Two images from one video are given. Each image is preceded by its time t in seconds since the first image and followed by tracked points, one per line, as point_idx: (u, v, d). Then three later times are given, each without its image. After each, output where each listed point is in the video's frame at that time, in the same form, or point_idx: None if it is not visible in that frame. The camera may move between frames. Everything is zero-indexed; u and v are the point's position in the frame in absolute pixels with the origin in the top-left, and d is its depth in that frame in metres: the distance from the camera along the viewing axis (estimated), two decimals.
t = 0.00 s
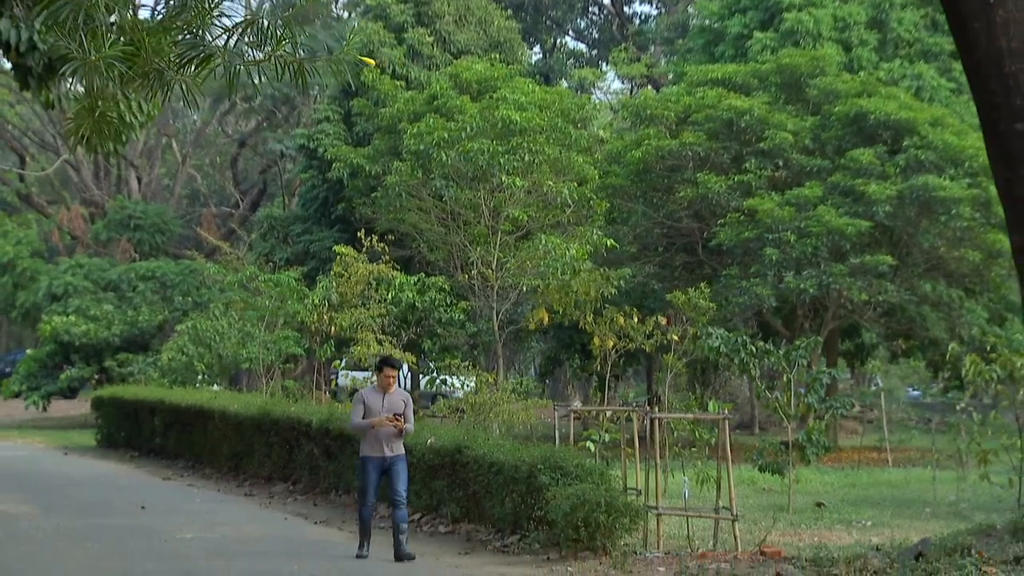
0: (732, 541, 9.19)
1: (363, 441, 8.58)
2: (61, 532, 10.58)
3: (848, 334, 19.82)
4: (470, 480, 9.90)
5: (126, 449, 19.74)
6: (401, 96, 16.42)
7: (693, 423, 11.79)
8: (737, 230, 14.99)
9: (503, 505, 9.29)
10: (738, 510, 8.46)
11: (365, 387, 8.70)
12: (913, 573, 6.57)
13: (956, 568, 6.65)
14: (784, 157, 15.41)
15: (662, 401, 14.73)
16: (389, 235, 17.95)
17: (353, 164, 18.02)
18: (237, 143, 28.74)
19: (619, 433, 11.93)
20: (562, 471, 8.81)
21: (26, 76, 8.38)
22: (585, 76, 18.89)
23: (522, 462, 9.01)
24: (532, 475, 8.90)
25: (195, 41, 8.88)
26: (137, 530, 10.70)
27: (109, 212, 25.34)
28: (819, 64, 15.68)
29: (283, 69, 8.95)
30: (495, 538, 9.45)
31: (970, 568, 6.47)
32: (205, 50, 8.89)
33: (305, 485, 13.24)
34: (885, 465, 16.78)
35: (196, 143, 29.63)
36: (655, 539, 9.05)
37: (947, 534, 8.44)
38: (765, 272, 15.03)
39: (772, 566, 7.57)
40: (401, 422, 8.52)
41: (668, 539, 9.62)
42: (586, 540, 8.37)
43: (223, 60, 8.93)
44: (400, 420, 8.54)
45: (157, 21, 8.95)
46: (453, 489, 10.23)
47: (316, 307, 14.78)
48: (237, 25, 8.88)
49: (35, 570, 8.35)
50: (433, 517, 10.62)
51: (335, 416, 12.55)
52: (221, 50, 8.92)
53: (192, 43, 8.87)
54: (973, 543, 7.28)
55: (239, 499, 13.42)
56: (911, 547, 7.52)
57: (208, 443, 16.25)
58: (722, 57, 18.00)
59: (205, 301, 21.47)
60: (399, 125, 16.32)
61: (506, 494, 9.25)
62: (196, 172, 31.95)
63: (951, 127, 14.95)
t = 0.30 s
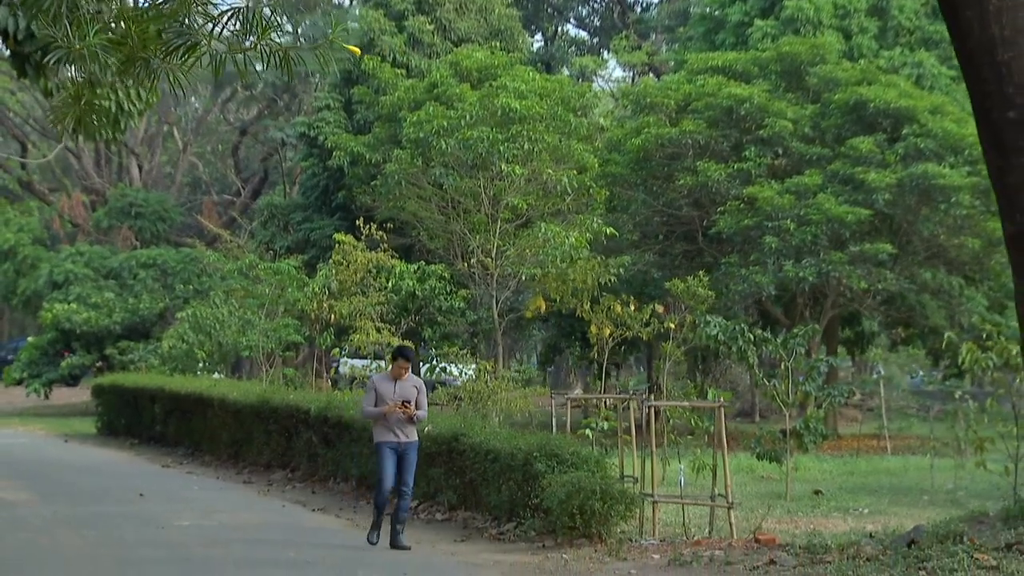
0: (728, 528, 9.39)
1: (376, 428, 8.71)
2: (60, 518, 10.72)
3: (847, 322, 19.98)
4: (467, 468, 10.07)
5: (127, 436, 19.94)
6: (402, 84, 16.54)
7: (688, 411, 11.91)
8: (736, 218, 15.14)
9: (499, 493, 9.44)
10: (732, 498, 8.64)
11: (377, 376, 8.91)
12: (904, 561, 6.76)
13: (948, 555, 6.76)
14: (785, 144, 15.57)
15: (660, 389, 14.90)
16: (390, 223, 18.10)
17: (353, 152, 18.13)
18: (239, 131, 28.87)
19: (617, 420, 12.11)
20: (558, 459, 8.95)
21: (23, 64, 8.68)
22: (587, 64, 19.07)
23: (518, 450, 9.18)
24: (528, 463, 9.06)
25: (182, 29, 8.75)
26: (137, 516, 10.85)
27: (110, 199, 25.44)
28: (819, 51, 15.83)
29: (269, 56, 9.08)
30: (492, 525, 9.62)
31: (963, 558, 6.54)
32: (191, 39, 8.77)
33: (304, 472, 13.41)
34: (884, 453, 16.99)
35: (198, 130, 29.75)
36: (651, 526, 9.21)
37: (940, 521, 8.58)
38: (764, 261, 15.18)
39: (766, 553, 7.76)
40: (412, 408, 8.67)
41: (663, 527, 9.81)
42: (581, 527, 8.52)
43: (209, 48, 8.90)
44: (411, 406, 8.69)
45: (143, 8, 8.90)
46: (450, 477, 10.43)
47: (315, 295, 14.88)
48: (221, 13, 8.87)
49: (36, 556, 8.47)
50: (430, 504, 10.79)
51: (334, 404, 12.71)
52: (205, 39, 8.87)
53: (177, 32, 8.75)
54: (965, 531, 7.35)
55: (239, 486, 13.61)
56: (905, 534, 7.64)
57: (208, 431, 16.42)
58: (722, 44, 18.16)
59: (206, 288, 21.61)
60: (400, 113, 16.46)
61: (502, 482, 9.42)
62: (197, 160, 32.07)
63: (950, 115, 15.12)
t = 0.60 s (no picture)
0: (721, 519, 9.54)
1: (379, 423, 8.80)
2: (56, 509, 10.84)
3: (844, 313, 20.13)
4: (462, 459, 10.22)
5: (124, 427, 20.08)
6: (401, 76, 16.67)
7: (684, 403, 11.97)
8: (735, 210, 15.27)
9: (494, 483, 9.59)
10: (726, 489, 8.78)
11: (378, 369, 9.01)
12: (894, 552, 6.91)
13: (937, 546, 6.85)
14: (782, 136, 15.72)
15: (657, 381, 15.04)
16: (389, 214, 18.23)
17: (351, 144, 18.22)
18: (238, 122, 28.97)
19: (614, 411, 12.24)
20: (552, 450, 9.00)
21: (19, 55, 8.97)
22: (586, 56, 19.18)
23: (512, 441, 9.32)
24: (522, 454, 9.19)
25: (164, 22, 8.48)
26: (130, 507, 10.99)
27: (109, 190, 25.55)
28: (817, 43, 15.98)
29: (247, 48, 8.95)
30: (487, 516, 9.77)
31: (951, 548, 6.70)
32: (174, 31, 8.49)
33: (300, 463, 13.55)
34: (880, 444, 17.16)
35: (197, 122, 29.85)
36: (645, 517, 9.35)
37: (934, 511, 8.51)
38: (761, 252, 15.31)
39: (757, 544, 7.90)
40: (415, 402, 8.79)
41: (657, 517, 9.97)
42: (575, 518, 8.67)
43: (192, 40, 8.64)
44: (413, 400, 8.80)
45: None
46: (445, 468, 10.57)
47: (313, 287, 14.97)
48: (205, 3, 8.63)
49: (32, 547, 8.59)
50: (425, 495, 10.92)
51: (330, 395, 12.85)
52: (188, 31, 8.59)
53: (160, 23, 8.49)
54: (955, 522, 7.25)
55: (235, 477, 13.75)
56: (897, 525, 7.63)
57: (206, 422, 16.57)
58: (721, 36, 18.30)
59: (206, 279, 21.74)
60: (398, 104, 16.58)
61: (497, 472, 9.57)
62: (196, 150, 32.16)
63: (947, 106, 15.31)
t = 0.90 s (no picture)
0: (715, 512, 9.69)
1: (379, 417, 8.85)
2: (55, 502, 10.96)
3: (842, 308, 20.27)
4: (456, 452, 10.38)
5: (123, 421, 20.22)
6: (399, 69, 16.80)
7: (679, 395, 12.11)
8: (733, 203, 15.42)
9: (488, 477, 9.76)
10: (719, 482, 8.93)
11: (378, 364, 9.06)
12: (884, 544, 7.04)
13: (927, 539, 6.98)
14: (780, 129, 15.87)
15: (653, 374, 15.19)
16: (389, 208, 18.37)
17: (349, 137, 18.35)
18: (238, 116, 29.08)
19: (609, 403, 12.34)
20: (545, 444, 9.20)
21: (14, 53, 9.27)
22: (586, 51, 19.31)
23: (507, 434, 9.46)
24: (516, 447, 9.33)
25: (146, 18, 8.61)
26: (129, 500, 11.12)
27: (109, 184, 25.68)
28: (815, 37, 16.14)
29: (232, 44, 8.90)
30: (481, 509, 9.91)
31: (940, 541, 6.84)
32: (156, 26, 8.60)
33: (297, 456, 13.69)
34: (878, 438, 17.32)
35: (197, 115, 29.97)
36: (638, 510, 9.51)
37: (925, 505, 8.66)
38: (758, 246, 15.48)
39: (749, 537, 8.05)
40: (416, 398, 8.82)
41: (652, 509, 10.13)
42: (569, 510, 8.80)
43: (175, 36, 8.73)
44: (415, 396, 8.84)
45: None
46: (439, 462, 10.71)
47: (311, 280, 15.09)
48: None
49: (28, 540, 8.72)
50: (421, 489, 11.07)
51: (326, 388, 13.00)
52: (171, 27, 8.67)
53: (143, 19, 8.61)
54: (945, 514, 7.44)
55: (232, 471, 13.90)
56: (887, 518, 7.80)
57: (204, 416, 16.71)
58: (721, 29, 18.43)
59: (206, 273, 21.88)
60: (397, 97, 16.70)
61: (491, 466, 9.74)
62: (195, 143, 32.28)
63: (945, 99, 15.47)
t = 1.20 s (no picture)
0: (707, 505, 9.84)
1: (378, 410, 8.96)
2: (49, 496, 11.10)
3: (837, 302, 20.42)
4: (450, 446, 10.54)
5: (121, 414, 20.35)
6: (397, 63, 16.93)
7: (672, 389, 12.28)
8: (730, 197, 15.59)
9: (481, 470, 9.90)
10: (711, 475, 9.07)
11: (379, 357, 9.16)
12: (873, 538, 7.14)
13: (915, 531, 7.07)
14: (777, 123, 16.04)
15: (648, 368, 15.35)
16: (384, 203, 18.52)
17: (347, 131, 18.50)
18: (236, 111, 29.19)
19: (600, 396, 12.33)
20: (538, 437, 9.30)
21: None
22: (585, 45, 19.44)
23: (499, 428, 9.61)
24: (508, 441, 9.47)
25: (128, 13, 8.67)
26: (124, 494, 11.27)
27: (107, 178, 25.80)
28: (812, 31, 16.32)
29: (214, 37, 9.15)
30: (474, 503, 10.11)
31: (929, 534, 6.93)
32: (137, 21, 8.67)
33: (292, 450, 13.86)
34: (873, 432, 17.50)
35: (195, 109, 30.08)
36: (631, 504, 9.67)
37: (913, 498, 8.79)
38: (755, 240, 15.68)
39: (740, 530, 8.20)
40: (417, 391, 8.91)
41: (644, 502, 10.32)
42: (561, 504, 8.99)
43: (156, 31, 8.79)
44: (416, 389, 8.93)
45: None
46: (433, 455, 10.88)
47: (309, 273, 15.23)
48: None
49: (20, 534, 8.85)
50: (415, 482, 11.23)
51: (321, 382, 13.16)
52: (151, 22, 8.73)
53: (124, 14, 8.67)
54: (934, 506, 7.46)
55: (228, 465, 14.03)
56: (877, 511, 7.89)
57: (200, 409, 16.86)
58: (718, 23, 18.59)
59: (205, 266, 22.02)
60: (394, 91, 16.83)
61: (484, 460, 9.87)
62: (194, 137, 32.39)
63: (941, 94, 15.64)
